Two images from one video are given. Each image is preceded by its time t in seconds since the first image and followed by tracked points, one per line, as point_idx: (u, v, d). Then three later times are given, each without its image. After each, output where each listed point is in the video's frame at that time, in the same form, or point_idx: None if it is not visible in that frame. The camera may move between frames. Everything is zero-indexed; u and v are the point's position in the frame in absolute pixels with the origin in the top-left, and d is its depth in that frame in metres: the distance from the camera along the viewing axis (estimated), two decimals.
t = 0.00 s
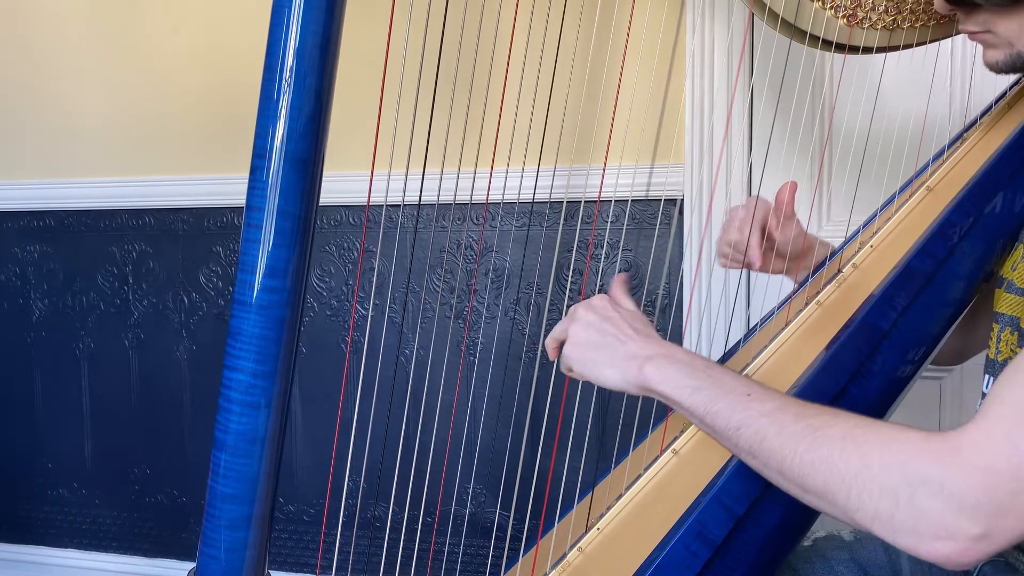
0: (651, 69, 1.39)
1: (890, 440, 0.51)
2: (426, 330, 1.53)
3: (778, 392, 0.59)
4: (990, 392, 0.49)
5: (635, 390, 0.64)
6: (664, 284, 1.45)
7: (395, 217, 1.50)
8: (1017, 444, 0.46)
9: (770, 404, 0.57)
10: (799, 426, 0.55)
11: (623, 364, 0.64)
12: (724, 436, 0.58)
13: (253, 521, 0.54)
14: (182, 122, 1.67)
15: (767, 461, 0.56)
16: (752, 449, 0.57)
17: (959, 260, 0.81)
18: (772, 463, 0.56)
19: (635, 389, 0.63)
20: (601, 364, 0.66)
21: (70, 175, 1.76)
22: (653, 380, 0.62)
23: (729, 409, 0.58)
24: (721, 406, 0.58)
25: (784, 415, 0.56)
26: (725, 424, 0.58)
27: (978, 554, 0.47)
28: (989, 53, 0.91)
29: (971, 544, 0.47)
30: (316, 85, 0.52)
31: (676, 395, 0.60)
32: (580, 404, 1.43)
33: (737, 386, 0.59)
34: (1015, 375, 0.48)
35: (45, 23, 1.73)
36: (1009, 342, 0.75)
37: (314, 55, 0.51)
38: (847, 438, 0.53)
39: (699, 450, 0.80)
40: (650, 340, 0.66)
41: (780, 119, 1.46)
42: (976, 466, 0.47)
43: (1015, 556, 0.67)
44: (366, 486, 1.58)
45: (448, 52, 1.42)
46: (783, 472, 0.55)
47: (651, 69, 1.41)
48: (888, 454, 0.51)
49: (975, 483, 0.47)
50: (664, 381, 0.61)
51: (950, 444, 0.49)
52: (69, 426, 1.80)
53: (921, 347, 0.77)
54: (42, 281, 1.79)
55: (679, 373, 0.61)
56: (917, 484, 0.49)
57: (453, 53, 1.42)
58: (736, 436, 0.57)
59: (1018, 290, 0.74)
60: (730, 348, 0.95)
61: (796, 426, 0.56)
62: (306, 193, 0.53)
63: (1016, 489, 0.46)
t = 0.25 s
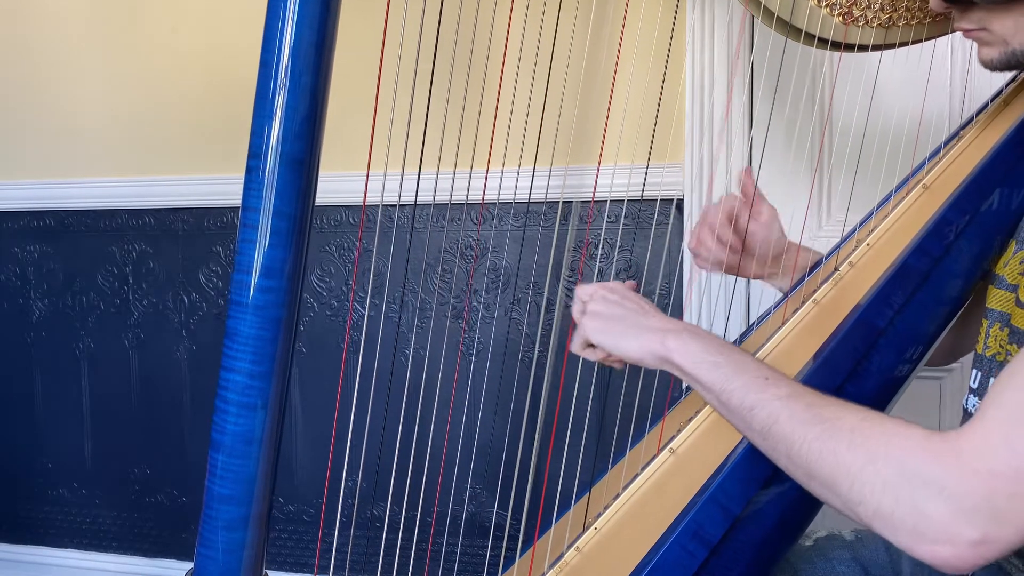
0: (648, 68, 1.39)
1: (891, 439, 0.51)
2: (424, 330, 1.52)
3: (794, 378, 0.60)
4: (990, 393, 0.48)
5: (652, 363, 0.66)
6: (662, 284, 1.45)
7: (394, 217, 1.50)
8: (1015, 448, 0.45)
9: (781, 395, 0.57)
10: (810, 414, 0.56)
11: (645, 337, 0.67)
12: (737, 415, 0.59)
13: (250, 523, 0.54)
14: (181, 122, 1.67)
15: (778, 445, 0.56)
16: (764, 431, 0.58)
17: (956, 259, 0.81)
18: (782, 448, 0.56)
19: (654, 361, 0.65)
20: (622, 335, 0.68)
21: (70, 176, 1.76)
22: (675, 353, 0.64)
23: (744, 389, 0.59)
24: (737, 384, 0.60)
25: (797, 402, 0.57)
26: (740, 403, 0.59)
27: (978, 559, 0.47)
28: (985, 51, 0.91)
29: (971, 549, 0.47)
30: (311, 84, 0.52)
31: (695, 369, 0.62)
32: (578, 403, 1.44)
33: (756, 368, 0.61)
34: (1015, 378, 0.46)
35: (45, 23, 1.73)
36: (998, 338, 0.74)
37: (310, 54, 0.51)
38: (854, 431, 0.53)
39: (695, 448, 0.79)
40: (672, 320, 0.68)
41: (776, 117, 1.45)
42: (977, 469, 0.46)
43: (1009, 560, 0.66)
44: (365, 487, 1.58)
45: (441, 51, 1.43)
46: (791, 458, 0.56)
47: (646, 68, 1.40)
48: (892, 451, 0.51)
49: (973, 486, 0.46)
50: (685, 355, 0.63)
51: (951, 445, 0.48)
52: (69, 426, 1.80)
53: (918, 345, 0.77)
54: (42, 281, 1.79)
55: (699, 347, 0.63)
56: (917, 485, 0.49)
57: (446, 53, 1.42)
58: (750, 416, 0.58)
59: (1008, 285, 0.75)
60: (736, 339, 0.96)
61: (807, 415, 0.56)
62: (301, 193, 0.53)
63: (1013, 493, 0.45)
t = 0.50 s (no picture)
0: (647, 67, 1.39)
1: (890, 441, 0.50)
2: (424, 329, 1.52)
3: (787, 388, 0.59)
4: (989, 393, 0.47)
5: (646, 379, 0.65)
6: (662, 283, 1.45)
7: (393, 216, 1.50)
8: (1014, 448, 0.43)
9: (771, 404, 0.57)
10: (805, 423, 0.55)
11: (635, 352, 0.65)
12: (731, 428, 0.58)
13: (249, 523, 0.54)
14: (180, 122, 1.68)
15: (773, 456, 0.55)
16: (758, 443, 0.57)
17: (954, 258, 0.81)
18: (778, 458, 0.55)
19: (645, 377, 0.64)
20: (613, 353, 0.67)
21: (70, 176, 1.76)
22: (666, 368, 0.63)
23: (738, 401, 0.58)
24: (729, 397, 0.59)
25: (791, 410, 0.56)
26: (733, 416, 0.58)
27: (981, 562, 0.46)
28: (982, 52, 0.91)
29: (972, 551, 0.45)
30: (309, 85, 0.52)
31: (687, 385, 0.61)
32: (577, 402, 1.44)
33: (747, 380, 0.60)
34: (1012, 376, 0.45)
35: (45, 24, 1.73)
36: (997, 338, 0.74)
37: (308, 55, 0.51)
38: (850, 437, 0.52)
39: (694, 447, 0.80)
40: (662, 332, 0.67)
41: (773, 116, 1.46)
42: (977, 470, 0.45)
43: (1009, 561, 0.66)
44: (365, 486, 1.58)
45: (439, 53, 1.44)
46: (787, 468, 0.54)
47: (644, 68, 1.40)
48: (889, 455, 0.49)
49: (972, 487, 0.45)
50: (676, 370, 0.62)
51: (950, 447, 0.47)
52: (69, 426, 1.80)
53: (916, 344, 0.77)
54: (42, 281, 1.79)
55: (691, 362, 0.62)
56: (917, 487, 0.47)
57: (443, 58, 1.44)
58: (743, 428, 0.57)
59: (1008, 285, 0.75)
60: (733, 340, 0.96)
61: (801, 423, 0.55)
62: (299, 192, 0.53)
63: (1014, 495, 0.44)
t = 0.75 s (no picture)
0: (647, 67, 1.39)
1: (882, 437, 0.50)
2: (424, 329, 1.53)
3: (777, 384, 0.58)
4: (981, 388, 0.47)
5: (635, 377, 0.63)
6: (661, 283, 1.45)
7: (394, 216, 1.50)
8: (1008, 442, 0.44)
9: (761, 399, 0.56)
10: (794, 418, 0.54)
11: (626, 349, 0.64)
12: (720, 424, 0.57)
13: (249, 523, 0.54)
14: (180, 123, 1.68)
15: (762, 451, 0.55)
16: (748, 439, 0.56)
17: (953, 258, 0.81)
18: (767, 454, 0.55)
19: (635, 375, 0.63)
20: (603, 350, 0.65)
21: (70, 176, 1.76)
22: (656, 366, 0.61)
23: (727, 398, 0.57)
24: (719, 394, 0.58)
25: (780, 406, 0.56)
26: (723, 413, 0.57)
27: (971, 556, 0.46)
28: (978, 54, 0.90)
29: (963, 545, 0.46)
30: (309, 85, 0.52)
31: (677, 382, 0.60)
32: (577, 402, 1.44)
33: (737, 376, 0.59)
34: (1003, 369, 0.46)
35: (45, 24, 1.73)
36: (996, 339, 0.74)
37: (308, 56, 0.51)
38: (840, 432, 0.52)
39: (694, 447, 0.80)
40: (654, 331, 0.66)
41: (773, 117, 1.46)
42: (970, 464, 0.45)
43: (1008, 558, 0.66)
44: (364, 486, 1.58)
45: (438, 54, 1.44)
46: (776, 464, 0.54)
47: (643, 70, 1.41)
48: (881, 451, 0.49)
49: (965, 481, 0.45)
50: (666, 367, 0.61)
51: (942, 441, 0.47)
52: (69, 426, 1.80)
53: (916, 344, 0.77)
54: (42, 281, 1.79)
55: (682, 359, 0.61)
56: (910, 483, 0.47)
57: (443, 58, 1.44)
58: (732, 425, 0.56)
59: (1005, 285, 0.75)
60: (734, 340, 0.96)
61: (791, 419, 0.54)
62: (299, 194, 0.53)
63: (1008, 488, 0.44)
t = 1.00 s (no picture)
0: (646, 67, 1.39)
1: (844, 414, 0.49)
2: (424, 329, 1.53)
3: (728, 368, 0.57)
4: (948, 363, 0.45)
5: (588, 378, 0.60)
6: (661, 283, 1.45)
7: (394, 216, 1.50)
8: (962, 419, 0.42)
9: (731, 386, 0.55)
10: (746, 401, 0.53)
11: (576, 349, 0.60)
12: (672, 415, 0.55)
13: (249, 523, 0.54)
14: (179, 123, 1.68)
15: (716, 439, 0.53)
16: (702, 428, 0.54)
17: (954, 257, 0.81)
18: (722, 440, 0.53)
19: (587, 375, 0.59)
20: (555, 351, 0.60)
21: (70, 176, 1.76)
22: (608, 363, 0.58)
23: (678, 387, 0.55)
24: (670, 385, 0.56)
25: (731, 390, 0.54)
26: (675, 404, 0.55)
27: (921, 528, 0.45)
28: (975, 55, 0.90)
29: (912, 516, 0.44)
30: (309, 85, 0.52)
31: (632, 378, 0.57)
32: (577, 402, 1.44)
33: (685, 365, 0.57)
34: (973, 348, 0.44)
35: (45, 24, 1.73)
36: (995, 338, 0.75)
37: (307, 56, 0.51)
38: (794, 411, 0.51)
39: (693, 446, 0.81)
40: (599, 329, 0.63)
41: (773, 117, 1.46)
42: (924, 438, 0.44)
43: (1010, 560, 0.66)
44: (364, 486, 1.58)
45: (438, 55, 1.44)
46: (733, 450, 0.53)
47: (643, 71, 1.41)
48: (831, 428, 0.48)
49: (916, 454, 0.44)
50: (620, 364, 0.58)
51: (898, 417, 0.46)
52: (69, 426, 1.80)
53: (917, 344, 0.77)
54: (42, 281, 1.79)
55: (635, 355, 0.58)
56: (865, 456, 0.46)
57: (443, 58, 1.44)
58: (685, 414, 0.55)
59: (1006, 286, 0.75)
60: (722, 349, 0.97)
61: (744, 402, 0.53)
62: (299, 195, 0.53)
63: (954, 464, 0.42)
